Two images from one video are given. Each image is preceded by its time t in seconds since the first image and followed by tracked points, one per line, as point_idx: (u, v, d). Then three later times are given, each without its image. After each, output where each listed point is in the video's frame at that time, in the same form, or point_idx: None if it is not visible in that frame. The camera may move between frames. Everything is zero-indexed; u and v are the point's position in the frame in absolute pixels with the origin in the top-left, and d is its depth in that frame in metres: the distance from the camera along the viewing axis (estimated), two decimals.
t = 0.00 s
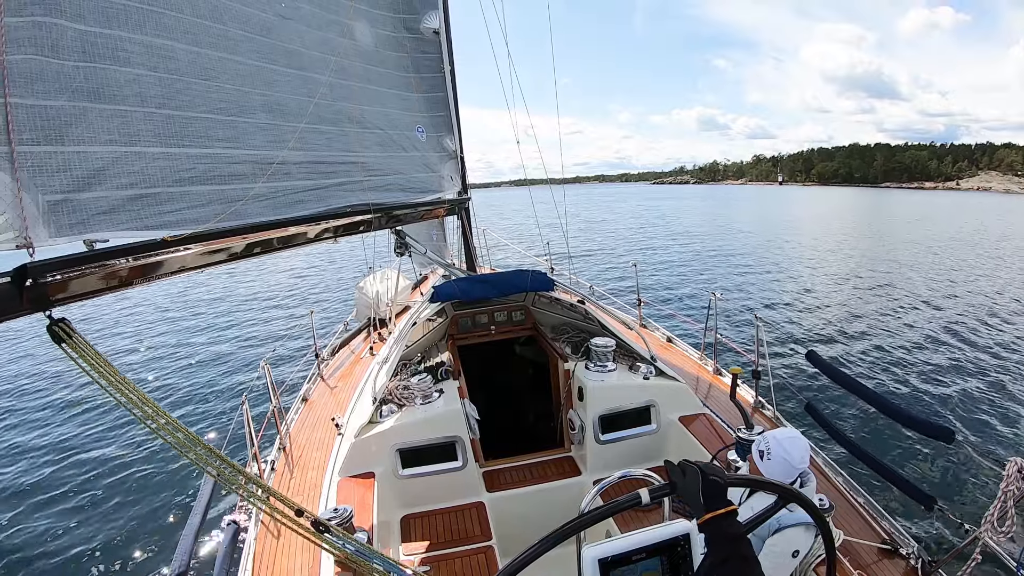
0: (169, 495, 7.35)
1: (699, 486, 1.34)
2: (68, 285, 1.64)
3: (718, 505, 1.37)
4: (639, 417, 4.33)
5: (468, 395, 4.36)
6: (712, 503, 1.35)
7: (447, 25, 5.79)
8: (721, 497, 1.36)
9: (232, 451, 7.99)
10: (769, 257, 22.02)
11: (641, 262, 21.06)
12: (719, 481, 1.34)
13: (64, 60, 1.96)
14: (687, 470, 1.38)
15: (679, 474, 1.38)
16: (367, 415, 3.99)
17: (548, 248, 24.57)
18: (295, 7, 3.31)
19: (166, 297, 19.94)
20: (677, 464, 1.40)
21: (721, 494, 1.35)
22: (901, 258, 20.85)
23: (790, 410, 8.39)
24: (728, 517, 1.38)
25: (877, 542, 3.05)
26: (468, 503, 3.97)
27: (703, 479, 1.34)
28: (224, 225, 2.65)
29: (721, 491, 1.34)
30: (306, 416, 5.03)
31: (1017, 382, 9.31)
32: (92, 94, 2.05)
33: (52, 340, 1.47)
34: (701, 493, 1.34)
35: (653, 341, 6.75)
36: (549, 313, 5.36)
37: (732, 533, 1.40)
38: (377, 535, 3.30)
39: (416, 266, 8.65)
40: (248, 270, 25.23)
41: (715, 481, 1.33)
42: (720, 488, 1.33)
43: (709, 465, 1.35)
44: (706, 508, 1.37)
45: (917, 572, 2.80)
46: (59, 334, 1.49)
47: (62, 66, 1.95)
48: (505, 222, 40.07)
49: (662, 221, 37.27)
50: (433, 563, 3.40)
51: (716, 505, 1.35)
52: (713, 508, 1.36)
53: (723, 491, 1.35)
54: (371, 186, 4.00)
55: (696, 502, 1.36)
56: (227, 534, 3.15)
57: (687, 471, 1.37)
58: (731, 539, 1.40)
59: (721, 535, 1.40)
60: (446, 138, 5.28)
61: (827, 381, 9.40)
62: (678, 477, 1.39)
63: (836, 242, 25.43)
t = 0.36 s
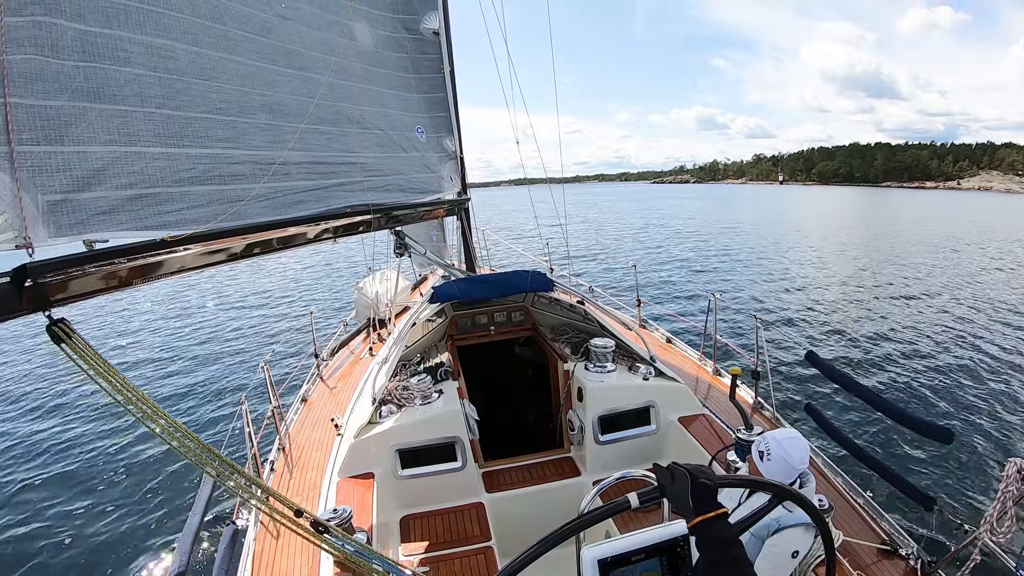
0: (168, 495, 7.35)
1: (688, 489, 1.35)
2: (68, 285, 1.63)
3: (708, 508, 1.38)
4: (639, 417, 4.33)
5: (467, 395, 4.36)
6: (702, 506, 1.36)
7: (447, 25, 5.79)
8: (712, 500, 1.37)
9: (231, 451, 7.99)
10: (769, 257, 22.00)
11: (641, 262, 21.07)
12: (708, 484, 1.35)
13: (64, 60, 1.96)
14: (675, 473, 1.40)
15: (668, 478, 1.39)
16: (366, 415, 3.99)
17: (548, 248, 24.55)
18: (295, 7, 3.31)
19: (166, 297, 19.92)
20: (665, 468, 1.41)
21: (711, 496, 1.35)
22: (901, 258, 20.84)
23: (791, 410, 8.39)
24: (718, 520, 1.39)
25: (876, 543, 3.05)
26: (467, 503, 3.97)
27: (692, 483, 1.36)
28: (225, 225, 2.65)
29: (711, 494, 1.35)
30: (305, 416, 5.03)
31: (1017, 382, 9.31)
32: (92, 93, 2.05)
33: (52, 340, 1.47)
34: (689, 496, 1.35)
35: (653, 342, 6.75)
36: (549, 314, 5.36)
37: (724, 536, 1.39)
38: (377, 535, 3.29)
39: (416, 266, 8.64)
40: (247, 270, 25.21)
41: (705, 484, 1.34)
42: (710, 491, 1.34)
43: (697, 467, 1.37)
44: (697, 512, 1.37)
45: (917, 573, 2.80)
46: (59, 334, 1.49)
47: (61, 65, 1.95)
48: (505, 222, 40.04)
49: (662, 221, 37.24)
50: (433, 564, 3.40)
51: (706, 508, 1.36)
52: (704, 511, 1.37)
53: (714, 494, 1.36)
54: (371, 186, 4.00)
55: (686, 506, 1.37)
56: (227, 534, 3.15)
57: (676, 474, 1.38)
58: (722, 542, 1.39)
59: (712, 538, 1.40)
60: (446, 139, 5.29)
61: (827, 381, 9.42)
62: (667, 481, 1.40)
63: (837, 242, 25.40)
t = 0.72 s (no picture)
0: (168, 495, 7.33)
1: (688, 491, 1.36)
2: (66, 285, 1.63)
3: (708, 510, 1.39)
4: (639, 418, 4.33)
5: (467, 396, 4.36)
6: (701, 508, 1.37)
7: (447, 25, 5.80)
8: (712, 501, 1.39)
9: (231, 452, 7.98)
10: (770, 257, 21.99)
11: (641, 262, 21.07)
12: (708, 486, 1.37)
13: (63, 60, 1.96)
14: (677, 473, 1.41)
15: (668, 479, 1.41)
16: (366, 416, 3.99)
17: (548, 248, 24.54)
18: (295, 8, 3.31)
19: (165, 297, 19.91)
20: (666, 469, 1.42)
21: (710, 497, 1.37)
22: (902, 257, 20.83)
23: (790, 411, 8.40)
24: (718, 522, 1.40)
25: (876, 543, 3.05)
26: (467, 504, 3.96)
27: (692, 484, 1.37)
28: (224, 225, 2.65)
29: (711, 495, 1.36)
30: (305, 416, 5.03)
31: (1016, 382, 9.31)
32: (92, 94, 2.06)
33: (51, 340, 1.47)
34: (689, 498, 1.36)
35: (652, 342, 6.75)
36: (549, 314, 5.35)
37: (724, 539, 1.39)
38: (376, 535, 3.29)
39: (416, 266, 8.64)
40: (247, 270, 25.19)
41: (706, 485, 1.36)
42: (710, 491, 1.36)
43: (698, 469, 1.38)
44: (696, 514, 1.38)
45: (916, 573, 2.80)
46: (58, 334, 1.49)
47: (61, 65, 1.95)
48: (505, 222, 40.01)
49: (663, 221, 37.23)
50: (432, 564, 3.40)
51: (705, 509, 1.37)
52: (703, 513, 1.38)
53: (713, 495, 1.38)
54: (371, 187, 4.01)
55: (686, 507, 1.38)
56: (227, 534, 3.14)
57: (676, 475, 1.40)
58: (721, 545, 1.39)
59: (712, 540, 1.39)
60: (446, 139, 5.29)
61: (827, 382, 9.42)
62: (667, 482, 1.42)
63: (837, 241, 25.38)
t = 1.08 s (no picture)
0: (167, 494, 7.33)
1: (703, 486, 1.33)
2: (66, 284, 1.63)
3: (721, 506, 1.36)
4: (639, 417, 4.34)
5: (467, 395, 4.36)
6: (715, 503, 1.34)
7: (447, 24, 5.79)
8: (724, 497, 1.36)
9: (231, 451, 7.97)
10: (770, 257, 21.98)
11: (640, 262, 21.08)
12: (723, 482, 1.33)
13: (64, 58, 1.96)
14: (691, 469, 1.37)
15: (682, 474, 1.37)
16: (366, 415, 3.98)
17: (548, 248, 24.51)
18: (294, 7, 3.31)
19: (164, 296, 19.89)
20: (680, 464, 1.38)
21: (724, 493, 1.33)
22: (902, 257, 20.82)
23: (790, 410, 8.40)
24: (730, 518, 1.39)
25: (876, 543, 3.06)
26: (467, 503, 3.96)
27: (707, 479, 1.33)
28: (224, 224, 2.65)
29: (725, 492, 1.33)
30: (305, 416, 5.03)
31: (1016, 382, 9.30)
32: (92, 92, 2.05)
33: (50, 338, 1.47)
34: (704, 494, 1.33)
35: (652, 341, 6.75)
36: (548, 314, 5.35)
37: (736, 535, 1.40)
38: (377, 534, 3.30)
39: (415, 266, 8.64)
40: (247, 269, 25.17)
41: (720, 482, 1.32)
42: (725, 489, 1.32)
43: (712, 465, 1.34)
44: (710, 509, 1.36)
45: (916, 573, 2.81)
46: (57, 332, 1.49)
47: (61, 64, 1.94)
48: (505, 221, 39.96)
49: (663, 220, 37.20)
50: (432, 564, 3.40)
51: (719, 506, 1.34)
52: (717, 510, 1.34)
53: (726, 492, 1.34)
54: (371, 186, 4.01)
55: (699, 502, 1.35)
56: (226, 532, 3.11)
57: (691, 470, 1.35)
58: (734, 541, 1.40)
59: (725, 536, 1.39)
60: (446, 139, 5.30)
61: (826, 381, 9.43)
62: (681, 477, 1.37)
63: (838, 241, 25.37)
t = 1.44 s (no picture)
0: (166, 494, 7.32)
1: (719, 483, 1.38)
2: (66, 283, 1.63)
3: (736, 502, 1.38)
4: (638, 416, 4.34)
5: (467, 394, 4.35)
6: (730, 500, 1.38)
7: (447, 21, 5.77)
8: (739, 494, 1.38)
9: (230, 450, 7.97)
10: (770, 256, 21.94)
11: (640, 261, 21.05)
12: (738, 479, 1.38)
13: (64, 56, 1.95)
14: (707, 466, 1.43)
15: (700, 471, 1.43)
16: (366, 414, 3.99)
17: (548, 247, 24.46)
18: (295, 5, 3.30)
19: (164, 295, 19.86)
20: (696, 461, 1.45)
21: (739, 491, 1.38)
22: (903, 257, 20.77)
23: (790, 410, 8.40)
24: (741, 516, 1.40)
25: (875, 541, 3.06)
26: (467, 502, 3.97)
27: (723, 476, 1.38)
28: (224, 222, 2.65)
29: (739, 489, 1.37)
30: (305, 414, 5.03)
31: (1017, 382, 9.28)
32: (92, 90, 2.05)
33: (51, 338, 1.47)
34: (719, 490, 1.38)
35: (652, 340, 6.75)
36: (548, 312, 5.36)
37: (748, 533, 1.41)
38: (377, 533, 3.31)
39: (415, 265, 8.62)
40: (246, 268, 25.13)
41: (736, 479, 1.37)
42: (739, 485, 1.37)
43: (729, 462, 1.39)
44: (724, 505, 1.39)
45: (916, 572, 2.81)
46: (58, 332, 1.49)
47: (61, 62, 1.94)
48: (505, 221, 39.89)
49: (663, 220, 37.12)
50: (433, 562, 3.40)
51: (734, 503, 1.38)
52: (731, 505, 1.38)
53: (741, 489, 1.39)
54: (371, 185, 4.00)
55: (714, 498, 1.39)
56: (227, 532, 3.12)
57: (707, 466, 1.41)
58: (746, 539, 1.41)
59: (734, 533, 1.40)
60: (446, 137, 5.29)
61: (826, 381, 9.42)
62: (698, 474, 1.44)
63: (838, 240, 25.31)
